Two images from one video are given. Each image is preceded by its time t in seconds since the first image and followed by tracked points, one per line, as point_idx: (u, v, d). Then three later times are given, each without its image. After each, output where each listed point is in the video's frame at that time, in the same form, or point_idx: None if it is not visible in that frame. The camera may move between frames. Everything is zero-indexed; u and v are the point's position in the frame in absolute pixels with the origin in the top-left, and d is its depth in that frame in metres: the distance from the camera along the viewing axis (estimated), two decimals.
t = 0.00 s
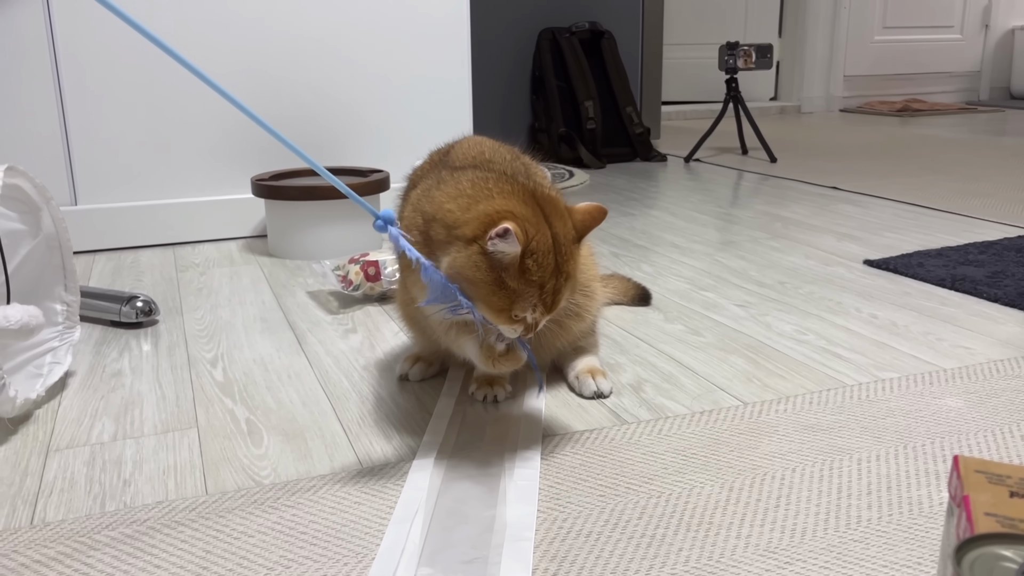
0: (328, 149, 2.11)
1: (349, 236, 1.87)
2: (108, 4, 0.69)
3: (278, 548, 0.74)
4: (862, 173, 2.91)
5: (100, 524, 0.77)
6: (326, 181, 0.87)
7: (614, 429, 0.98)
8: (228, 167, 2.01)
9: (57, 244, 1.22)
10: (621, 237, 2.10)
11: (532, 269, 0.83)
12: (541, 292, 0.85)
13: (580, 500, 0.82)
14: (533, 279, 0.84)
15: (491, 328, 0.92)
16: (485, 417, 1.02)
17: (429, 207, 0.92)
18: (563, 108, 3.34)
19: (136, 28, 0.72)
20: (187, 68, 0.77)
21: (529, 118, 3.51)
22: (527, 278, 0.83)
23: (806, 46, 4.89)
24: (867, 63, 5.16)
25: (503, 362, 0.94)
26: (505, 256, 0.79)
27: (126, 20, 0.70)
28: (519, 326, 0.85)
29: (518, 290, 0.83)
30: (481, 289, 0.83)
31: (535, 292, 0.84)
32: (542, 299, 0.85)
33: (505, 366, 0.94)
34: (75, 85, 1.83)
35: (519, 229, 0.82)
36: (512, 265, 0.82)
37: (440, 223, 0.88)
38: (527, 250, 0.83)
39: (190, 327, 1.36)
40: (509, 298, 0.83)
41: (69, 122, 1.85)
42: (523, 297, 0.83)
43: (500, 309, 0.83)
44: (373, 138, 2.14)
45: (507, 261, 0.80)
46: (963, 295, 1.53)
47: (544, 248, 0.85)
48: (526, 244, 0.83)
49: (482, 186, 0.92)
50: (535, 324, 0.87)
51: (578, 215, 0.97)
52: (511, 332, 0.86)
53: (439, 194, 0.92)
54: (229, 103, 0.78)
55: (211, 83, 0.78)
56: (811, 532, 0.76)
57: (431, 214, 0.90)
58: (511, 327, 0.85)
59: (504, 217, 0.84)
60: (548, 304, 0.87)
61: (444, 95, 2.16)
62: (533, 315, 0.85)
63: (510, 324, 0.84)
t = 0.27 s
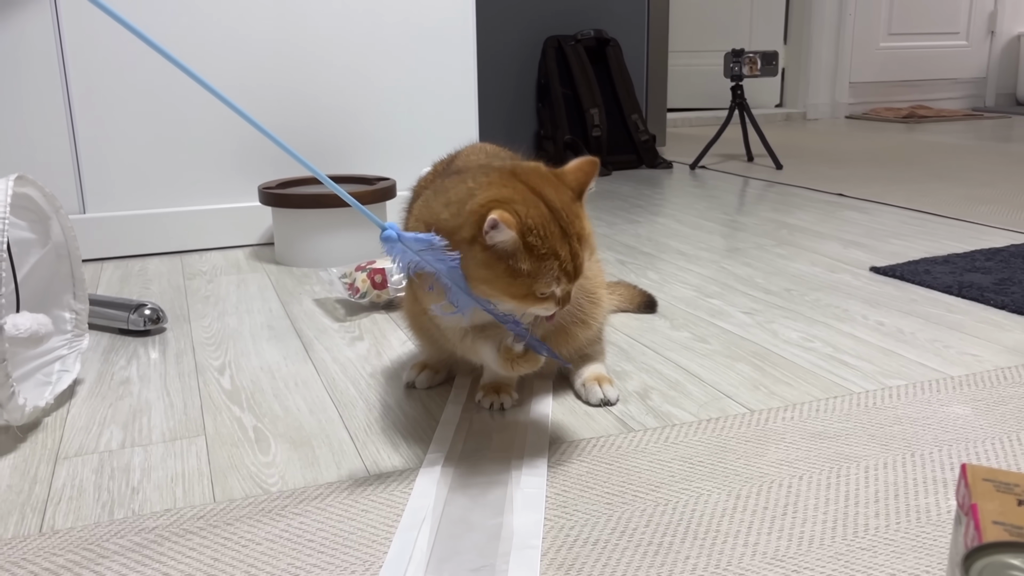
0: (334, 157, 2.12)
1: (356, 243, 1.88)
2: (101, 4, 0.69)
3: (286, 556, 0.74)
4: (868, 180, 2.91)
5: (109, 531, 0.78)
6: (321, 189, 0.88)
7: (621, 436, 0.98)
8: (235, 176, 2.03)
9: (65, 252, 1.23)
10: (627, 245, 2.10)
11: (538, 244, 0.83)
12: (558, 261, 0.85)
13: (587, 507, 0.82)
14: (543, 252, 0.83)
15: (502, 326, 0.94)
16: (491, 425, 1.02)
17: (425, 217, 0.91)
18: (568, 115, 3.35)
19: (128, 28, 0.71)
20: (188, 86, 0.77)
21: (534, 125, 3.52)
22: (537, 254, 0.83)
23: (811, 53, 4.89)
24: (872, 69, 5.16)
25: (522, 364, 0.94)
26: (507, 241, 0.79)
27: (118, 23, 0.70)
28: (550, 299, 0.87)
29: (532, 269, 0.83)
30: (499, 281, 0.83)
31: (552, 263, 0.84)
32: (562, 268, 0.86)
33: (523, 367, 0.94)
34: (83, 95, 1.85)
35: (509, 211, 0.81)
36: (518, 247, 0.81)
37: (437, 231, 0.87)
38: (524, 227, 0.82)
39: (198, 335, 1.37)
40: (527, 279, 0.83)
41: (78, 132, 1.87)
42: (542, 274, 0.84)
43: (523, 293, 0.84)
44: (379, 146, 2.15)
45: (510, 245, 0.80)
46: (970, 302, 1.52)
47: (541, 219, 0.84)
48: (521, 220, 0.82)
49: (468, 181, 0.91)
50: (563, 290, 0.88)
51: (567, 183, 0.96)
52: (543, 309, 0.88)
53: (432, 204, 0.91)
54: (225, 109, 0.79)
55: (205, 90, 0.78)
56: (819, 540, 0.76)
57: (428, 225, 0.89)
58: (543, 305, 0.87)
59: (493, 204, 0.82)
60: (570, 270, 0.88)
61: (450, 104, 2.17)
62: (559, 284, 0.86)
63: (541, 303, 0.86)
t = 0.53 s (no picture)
0: (339, 164, 2.13)
1: (361, 249, 1.88)
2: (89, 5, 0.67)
3: (292, 561, 0.74)
4: (873, 185, 2.91)
5: (115, 537, 0.78)
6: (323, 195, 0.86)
7: (625, 442, 0.98)
8: (240, 183, 2.04)
9: (72, 259, 1.24)
10: (631, 250, 2.11)
11: (549, 273, 0.85)
12: (553, 299, 0.87)
13: (592, 513, 0.82)
14: (549, 284, 0.86)
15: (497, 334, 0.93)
16: (496, 430, 1.02)
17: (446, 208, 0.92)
18: (572, 122, 3.36)
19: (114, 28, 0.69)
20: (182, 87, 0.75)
21: (539, 131, 3.53)
22: (543, 284, 0.85)
23: (815, 59, 4.90)
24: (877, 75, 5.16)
25: (520, 373, 0.94)
26: (527, 259, 0.81)
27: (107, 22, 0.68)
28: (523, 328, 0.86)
29: (533, 292, 0.84)
30: (496, 288, 0.83)
31: (547, 296, 0.86)
32: (551, 305, 0.88)
33: (520, 376, 0.94)
34: (90, 104, 1.86)
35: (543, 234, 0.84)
36: (532, 268, 0.83)
37: (456, 223, 0.88)
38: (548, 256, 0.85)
39: (203, 341, 1.37)
40: (522, 299, 0.84)
41: (85, 140, 1.88)
42: (535, 301, 0.85)
43: (511, 310, 0.84)
44: (384, 152, 2.16)
45: (528, 263, 0.82)
46: (975, 308, 1.52)
47: (562, 256, 0.87)
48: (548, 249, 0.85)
49: (502, 191, 0.94)
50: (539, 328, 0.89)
51: (594, 225, 0.99)
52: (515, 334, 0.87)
53: (455, 199, 0.93)
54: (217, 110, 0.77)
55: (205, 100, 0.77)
56: (822, 546, 0.76)
57: (448, 217, 0.90)
58: (517, 330, 0.86)
59: (526, 219, 0.85)
60: (555, 309, 0.89)
61: (455, 111, 2.18)
62: (540, 319, 0.87)
63: (517, 326, 0.85)
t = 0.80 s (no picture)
0: (344, 170, 2.14)
1: (365, 255, 1.89)
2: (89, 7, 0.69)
3: (296, 566, 0.75)
4: (876, 190, 2.91)
5: (120, 542, 0.79)
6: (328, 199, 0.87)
7: (629, 447, 0.98)
8: (245, 189, 2.05)
9: (78, 265, 1.25)
10: (635, 256, 2.11)
11: (556, 285, 0.87)
12: (558, 309, 0.89)
13: (597, 517, 0.83)
14: (556, 296, 0.87)
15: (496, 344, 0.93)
16: (500, 435, 1.02)
17: (454, 211, 0.92)
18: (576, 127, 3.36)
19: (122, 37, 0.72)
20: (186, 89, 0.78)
21: (543, 137, 3.54)
22: (550, 294, 0.86)
23: (819, 65, 4.90)
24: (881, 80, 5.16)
25: (520, 377, 0.95)
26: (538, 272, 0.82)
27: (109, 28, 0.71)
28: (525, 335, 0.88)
29: (539, 302, 0.86)
30: (503, 296, 0.84)
31: (552, 307, 0.87)
32: (554, 316, 0.89)
33: (521, 381, 0.95)
34: (96, 111, 1.88)
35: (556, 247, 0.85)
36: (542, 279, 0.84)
37: (465, 229, 0.89)
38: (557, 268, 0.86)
39: (208, 347, 1.38)
40: (528, 309, 0.85)
41: (91, 147, 1.89)
42: (540, 310, 0.86)
43: (516, 318, 0.85)
44: (388, 158, 2.16)
45: (538, 275, 0.83)
46: (979, 313, 1.52)
47: (572, 268, 0.89)
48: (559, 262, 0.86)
49: (513, 198, 0.94)
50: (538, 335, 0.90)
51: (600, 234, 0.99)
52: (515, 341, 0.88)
53: (464, 203, 0.93)
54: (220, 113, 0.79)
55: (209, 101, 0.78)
56: (826, 551, 0.76)
57: (456, 220, 0.90)
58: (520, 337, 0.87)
59: (539, 231, 0.86)
60: (557, 320, 0.90)
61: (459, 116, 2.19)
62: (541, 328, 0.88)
63: (521, 333, 0.86)
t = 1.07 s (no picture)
0: (347, 176, 2.15)
1: (369, 261, 1.90)
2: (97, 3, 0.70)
3: (300, 570, 0.75)
4: (880, 195, 2.91)
5: (125, 547, 0.79)
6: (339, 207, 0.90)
7: (632, 452, 0.99)
8: (249, 195, 2.06)
9: (84, 271, 1.25)
10: (638, 261, 2.11)
11: (572, 264, 0.87)
12: (582, 290, 0.89)
13: (601, 522, 0.83)
14: (574, 273, 0.87)
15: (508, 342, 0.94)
16: (503, 441, 1.03)
17: (450, 226, 0.93)
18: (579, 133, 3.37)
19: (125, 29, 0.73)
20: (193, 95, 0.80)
21: (546, 142, 3.55)
22: (569, 276, 0.87)
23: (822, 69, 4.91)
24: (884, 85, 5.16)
25: (524, 379, 0.95)
26: (545, 253, 0.83)
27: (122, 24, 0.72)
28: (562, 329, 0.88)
29: (561, 286, 0.86)
30: (523, 293, 0.85)
31: (575, 288, 0.87)
32: (581, 297, 0.89)
33: (525, 383, 0.95)
34: (101, 118, 1.89)
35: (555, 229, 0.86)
36: (554, 263, 0.85)
37: (465, 240, 0.89)
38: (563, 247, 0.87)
39: (213, 352, 1.39)
40: (552, 296, 0.85)
41: (96, 153, 1.91)
42: (565, 295, 0.86)
43: (545, 310, 0.85)
44: (392, 164, 2.17)
45: (547, 257, 0.83)
46: (983, 317, 1.52)
47: (577, 245, 0.89)
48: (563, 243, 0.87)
49: (503, 199, 0.95)
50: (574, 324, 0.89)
51: (593, 217, 1.03)
52: (550, 337, 0.88)
53: (458, 214, 0.94)
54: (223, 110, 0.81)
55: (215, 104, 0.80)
56: (830, 556, 0.76)
57: (454, 235, 0.91)
58: (553, 330, 0.87)
59: (534, 220, 0.87)
60: (586, 301, 0.90)
61: (463, 122, 2.20)
62: (574, 314, 0.88)
63: (555, 326, 0.86)
